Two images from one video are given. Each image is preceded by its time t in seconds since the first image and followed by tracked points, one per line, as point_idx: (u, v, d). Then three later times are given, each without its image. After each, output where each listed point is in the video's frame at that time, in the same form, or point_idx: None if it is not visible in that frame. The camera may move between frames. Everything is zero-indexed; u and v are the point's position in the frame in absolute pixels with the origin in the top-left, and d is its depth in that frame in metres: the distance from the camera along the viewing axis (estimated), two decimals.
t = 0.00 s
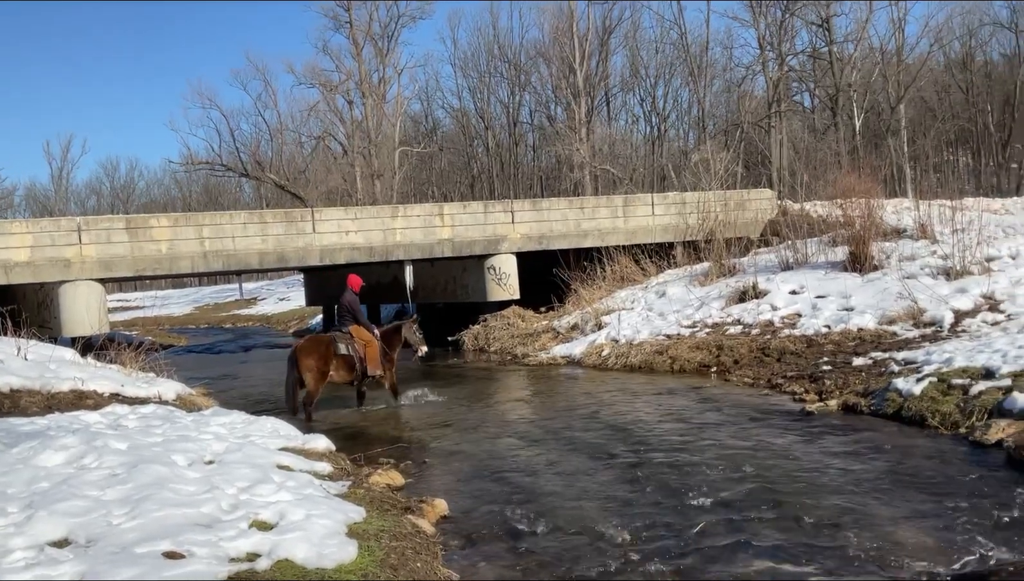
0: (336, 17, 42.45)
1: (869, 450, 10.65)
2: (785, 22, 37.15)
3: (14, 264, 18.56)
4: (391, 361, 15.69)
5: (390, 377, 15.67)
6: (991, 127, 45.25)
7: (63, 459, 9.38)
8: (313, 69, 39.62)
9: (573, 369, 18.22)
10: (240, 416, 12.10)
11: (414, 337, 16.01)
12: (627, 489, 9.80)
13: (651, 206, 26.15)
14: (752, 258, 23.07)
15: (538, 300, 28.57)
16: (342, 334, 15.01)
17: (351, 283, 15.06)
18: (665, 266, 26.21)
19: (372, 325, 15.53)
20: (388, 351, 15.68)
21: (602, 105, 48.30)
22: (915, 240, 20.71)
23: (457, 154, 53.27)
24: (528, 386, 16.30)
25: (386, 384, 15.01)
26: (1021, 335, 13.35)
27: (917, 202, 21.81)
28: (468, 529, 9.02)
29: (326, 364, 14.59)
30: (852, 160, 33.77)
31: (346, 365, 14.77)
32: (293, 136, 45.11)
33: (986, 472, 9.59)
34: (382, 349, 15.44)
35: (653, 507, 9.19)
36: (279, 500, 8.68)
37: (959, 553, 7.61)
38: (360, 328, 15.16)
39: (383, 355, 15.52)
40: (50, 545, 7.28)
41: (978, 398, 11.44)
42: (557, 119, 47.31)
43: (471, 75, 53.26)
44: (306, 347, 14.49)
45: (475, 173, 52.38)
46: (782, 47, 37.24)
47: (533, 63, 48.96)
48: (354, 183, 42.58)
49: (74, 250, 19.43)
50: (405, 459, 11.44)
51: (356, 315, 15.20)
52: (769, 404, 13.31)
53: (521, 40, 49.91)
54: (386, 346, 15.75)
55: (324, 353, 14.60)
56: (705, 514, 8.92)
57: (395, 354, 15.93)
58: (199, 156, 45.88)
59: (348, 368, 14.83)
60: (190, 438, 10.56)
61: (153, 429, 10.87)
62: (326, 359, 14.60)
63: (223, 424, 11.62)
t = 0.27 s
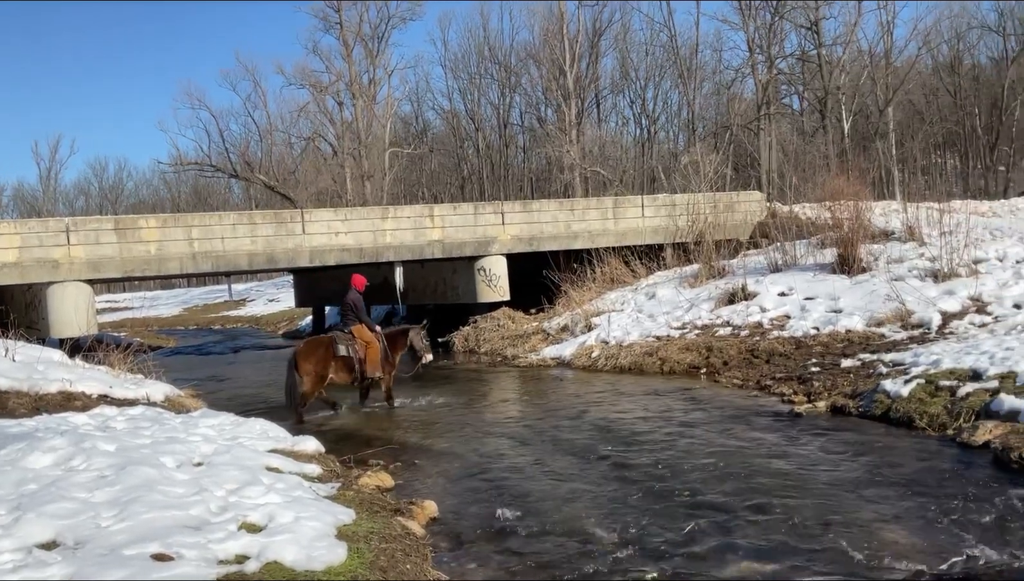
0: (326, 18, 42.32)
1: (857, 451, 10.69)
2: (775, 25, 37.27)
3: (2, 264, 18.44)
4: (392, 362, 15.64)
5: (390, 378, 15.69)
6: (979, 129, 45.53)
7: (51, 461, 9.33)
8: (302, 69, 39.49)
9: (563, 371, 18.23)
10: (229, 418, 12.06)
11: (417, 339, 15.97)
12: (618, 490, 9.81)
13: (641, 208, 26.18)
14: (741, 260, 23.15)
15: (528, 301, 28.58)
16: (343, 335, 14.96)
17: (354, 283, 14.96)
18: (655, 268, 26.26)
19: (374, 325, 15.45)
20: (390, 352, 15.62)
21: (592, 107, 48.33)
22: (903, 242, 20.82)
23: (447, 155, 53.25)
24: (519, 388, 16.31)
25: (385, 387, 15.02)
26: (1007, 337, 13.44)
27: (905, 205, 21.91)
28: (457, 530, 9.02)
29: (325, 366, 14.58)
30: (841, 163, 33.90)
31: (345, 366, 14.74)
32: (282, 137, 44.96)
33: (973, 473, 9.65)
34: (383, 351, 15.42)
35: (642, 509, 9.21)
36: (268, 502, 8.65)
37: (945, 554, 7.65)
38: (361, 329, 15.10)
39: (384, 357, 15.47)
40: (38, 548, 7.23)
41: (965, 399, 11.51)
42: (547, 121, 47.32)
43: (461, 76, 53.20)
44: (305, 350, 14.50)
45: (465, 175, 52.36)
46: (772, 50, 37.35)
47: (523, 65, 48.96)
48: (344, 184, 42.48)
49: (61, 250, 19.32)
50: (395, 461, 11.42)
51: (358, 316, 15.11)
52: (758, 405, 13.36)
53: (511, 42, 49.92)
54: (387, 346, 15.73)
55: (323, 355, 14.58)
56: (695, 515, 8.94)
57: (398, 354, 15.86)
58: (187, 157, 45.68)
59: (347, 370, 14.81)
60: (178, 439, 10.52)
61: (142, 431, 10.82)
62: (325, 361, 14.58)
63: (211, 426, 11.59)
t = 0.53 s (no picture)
0: (317, 19, 42.28)
1: (848, 453, 10.72)
2: (765, 28, 37.39)
3: None
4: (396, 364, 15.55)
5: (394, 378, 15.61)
6: (968, 132, 45.80)
7: (39, 463, 9.26)
8: (293, 70, 39.40)
9: (554, 372, 18.23)
10: (219, 420, 12.01)
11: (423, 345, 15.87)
12: (609, 492, 9.81)
13: (632, 210, 26.21)
14: (732, 262, 23.21)
15: (519, 303, 28.59)
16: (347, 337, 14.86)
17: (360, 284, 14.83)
18: (646, 270, 26.31)
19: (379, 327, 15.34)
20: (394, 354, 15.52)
21: (584, 109, 48.39)
22: (893, 244, 20.91)
23: (439, 157, 53.26)
24: (510, 389, 16.29)
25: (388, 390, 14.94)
26: (996, 339, 13.50)
27: (895, 207, 22.01)
28: (448, 532, 8.99)
29: (328, 369, 14.50)
30: (831, 165, 34.05)
31: (348, 369, 14.65)
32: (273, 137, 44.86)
33: (962, 475, 9.68)
34: (387, 353, 15.30)
35: (633, 510, 9.20)
36: (258, 504, 8.61)
37: (935, 556, 7.66)
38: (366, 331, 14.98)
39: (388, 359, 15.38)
40: (25, 550, 7.16)
41: (955, 401, 11.55)
42: (538, 122, 47.36)
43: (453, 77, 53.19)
44: (309, 351, 14.39)
45: (457, 176, 52.37)
46: (762, 53, 37.45)
47: (515, 66, 48.99)
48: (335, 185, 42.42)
49: (50, 251, 19.22)
50: (386, 463, 11.39)
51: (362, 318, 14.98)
52: (749, 407, 13.38)
53: (503, 43, 49.95)
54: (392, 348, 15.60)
55: (326, 357, 14.48)
56: (686, 517, 8.93)
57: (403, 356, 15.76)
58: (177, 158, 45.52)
59: (350, 372, 14.73)
60: (168, 441, 10.46)
61: (131, 433, 10.75)
62: (328, 363, 14.49)
63: (201, 428, 11.53)
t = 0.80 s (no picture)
0: (310, 19, 42.21)
1: (839, 454, 10.76)
2: (758, 30, 37.47)
3: None
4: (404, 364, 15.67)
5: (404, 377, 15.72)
6: (960, 135, 45.99)
7: (31, 464, 9.24)
8: (286, 71, 39.32)
9: (548, 373, 18.24)
10: (212, 422, 11.99)
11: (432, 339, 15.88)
12: (603, 493, 9.82)
13: (625, 212, 26.23)
14: (725, 264, 23.26)
15: (513, 304, 28.61)
16: (355, 336, 15.05)
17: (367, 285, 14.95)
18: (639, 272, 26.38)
19: (388, 327, 15.48)
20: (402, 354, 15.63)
21: (577, 110, 48.39)
22: (886, 246, 20.98)
23: (432, 158, 53.27)
24: (503, 391, 16.30)
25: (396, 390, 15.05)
26: (988, 341, 13.56)
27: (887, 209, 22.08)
28: (441, 534, 8.98)
29: (337, 367, 14.74)
30: (824, 167, 34.11)
31: (357, 369, 14.85)
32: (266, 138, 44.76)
33: (953, 476, 9.72)
34: (396, 352, 15.45)
35: (626, 511, 9.22)
36: (251, 505, 8.59)
37: (927, 557, 7.69)
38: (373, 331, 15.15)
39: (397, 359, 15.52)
40: (17, 552, 7.12)
41: (947, 403, 11.60)
42: (532, 124, 47.42)
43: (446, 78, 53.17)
44: (318, 350, 14.66)
45: (450, 177, 52.38)
46: (755, 55, 37.50)
47: (509, 68, 49.00)
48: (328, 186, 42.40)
49: (42, 252, 19.17)
50: (379, 464, 11.38)
51: (370, 317, 15.14)
52: (742, 409, 13.41)
53: (496, 45, 49.95)
54: (401, 347, 15.75)
55: (335, 355, 14.73)
56: (679, 518, 8.93)
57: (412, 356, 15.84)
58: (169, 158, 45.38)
59: (359, 371, 14.93)
60: (160, 443, 10.44)
61: (123, 434, 10.72)
62: (337, 362, 14.73)
63: (193, 429, 11.52)
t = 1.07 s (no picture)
0: (304, 21, 42.22)
1: (832, 456, 10.78)
2: (752, 33, 37.54)
3: None
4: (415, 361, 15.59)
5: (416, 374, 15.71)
6: (953, 137, 46.22)
7: (23, 466, 9.21)
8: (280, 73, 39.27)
9: (542, 375, 18.25)
10: (205, 424, 11.97)
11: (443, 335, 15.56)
12: (597, 495, 9.82)
13: (619, 214, 26.25)
14: (719, 266, 23.31)
15: (507, 306, 28.63)
16: (365, 334, 15.16)
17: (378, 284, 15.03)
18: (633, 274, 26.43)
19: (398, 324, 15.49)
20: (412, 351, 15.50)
21: (571, 113, 48.48)
22: (878, 248, 21.06)
23: (427, 160, 53.27)
24: (498, 393, 16.30)
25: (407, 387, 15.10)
26: (981, 343, 13.61)
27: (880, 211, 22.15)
28: (435, 536, 8.97)
29: (348, 365, 14.99)
30: (816, 169, 34.24)
31: (367, 366, 15.00)
32: (260, 140, 44.71)
33: (946, 478, 9.75)
34: (406, 349, 15.39)
35: (621, 513, 9.22)
36: (245, 507, 8.57)
37: (921, 559, 7.70)
38: (382, 329, 15.22)
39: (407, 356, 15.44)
40: (10, 554, 7.09)
41: (940, 404, 11.63)
42: (526, 126, 47.44)
43: (440, 80, 53.18)
44: (330, 349, 15.09)
45: (444, 179, 52.38)
46: (749, 58, 37.57)
47: (503, 70, 49.03)
48: (322, 188, 42.35)
49: (35, 253, 19.13)
50: (373, 466, 11.37)
51: (379, 315, 15.20)
52: (736, 410, 13.44)
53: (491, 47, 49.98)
54: (413, 344, 15.61)
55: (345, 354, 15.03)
56: (673, 520, 8.94)
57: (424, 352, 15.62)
58: (162, 160, 45.27)
59: (369, 368, 15.07)
60: (154, 445, 10.41)
61: (116, 436, 10.69)
62: (347, 361, 15.01)
63: (187, 431, 11.49)
